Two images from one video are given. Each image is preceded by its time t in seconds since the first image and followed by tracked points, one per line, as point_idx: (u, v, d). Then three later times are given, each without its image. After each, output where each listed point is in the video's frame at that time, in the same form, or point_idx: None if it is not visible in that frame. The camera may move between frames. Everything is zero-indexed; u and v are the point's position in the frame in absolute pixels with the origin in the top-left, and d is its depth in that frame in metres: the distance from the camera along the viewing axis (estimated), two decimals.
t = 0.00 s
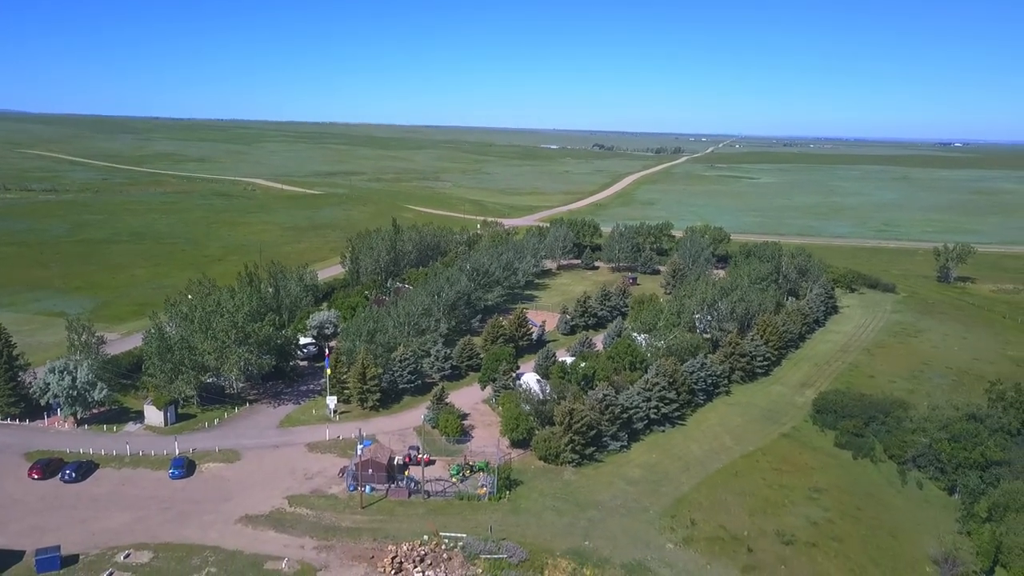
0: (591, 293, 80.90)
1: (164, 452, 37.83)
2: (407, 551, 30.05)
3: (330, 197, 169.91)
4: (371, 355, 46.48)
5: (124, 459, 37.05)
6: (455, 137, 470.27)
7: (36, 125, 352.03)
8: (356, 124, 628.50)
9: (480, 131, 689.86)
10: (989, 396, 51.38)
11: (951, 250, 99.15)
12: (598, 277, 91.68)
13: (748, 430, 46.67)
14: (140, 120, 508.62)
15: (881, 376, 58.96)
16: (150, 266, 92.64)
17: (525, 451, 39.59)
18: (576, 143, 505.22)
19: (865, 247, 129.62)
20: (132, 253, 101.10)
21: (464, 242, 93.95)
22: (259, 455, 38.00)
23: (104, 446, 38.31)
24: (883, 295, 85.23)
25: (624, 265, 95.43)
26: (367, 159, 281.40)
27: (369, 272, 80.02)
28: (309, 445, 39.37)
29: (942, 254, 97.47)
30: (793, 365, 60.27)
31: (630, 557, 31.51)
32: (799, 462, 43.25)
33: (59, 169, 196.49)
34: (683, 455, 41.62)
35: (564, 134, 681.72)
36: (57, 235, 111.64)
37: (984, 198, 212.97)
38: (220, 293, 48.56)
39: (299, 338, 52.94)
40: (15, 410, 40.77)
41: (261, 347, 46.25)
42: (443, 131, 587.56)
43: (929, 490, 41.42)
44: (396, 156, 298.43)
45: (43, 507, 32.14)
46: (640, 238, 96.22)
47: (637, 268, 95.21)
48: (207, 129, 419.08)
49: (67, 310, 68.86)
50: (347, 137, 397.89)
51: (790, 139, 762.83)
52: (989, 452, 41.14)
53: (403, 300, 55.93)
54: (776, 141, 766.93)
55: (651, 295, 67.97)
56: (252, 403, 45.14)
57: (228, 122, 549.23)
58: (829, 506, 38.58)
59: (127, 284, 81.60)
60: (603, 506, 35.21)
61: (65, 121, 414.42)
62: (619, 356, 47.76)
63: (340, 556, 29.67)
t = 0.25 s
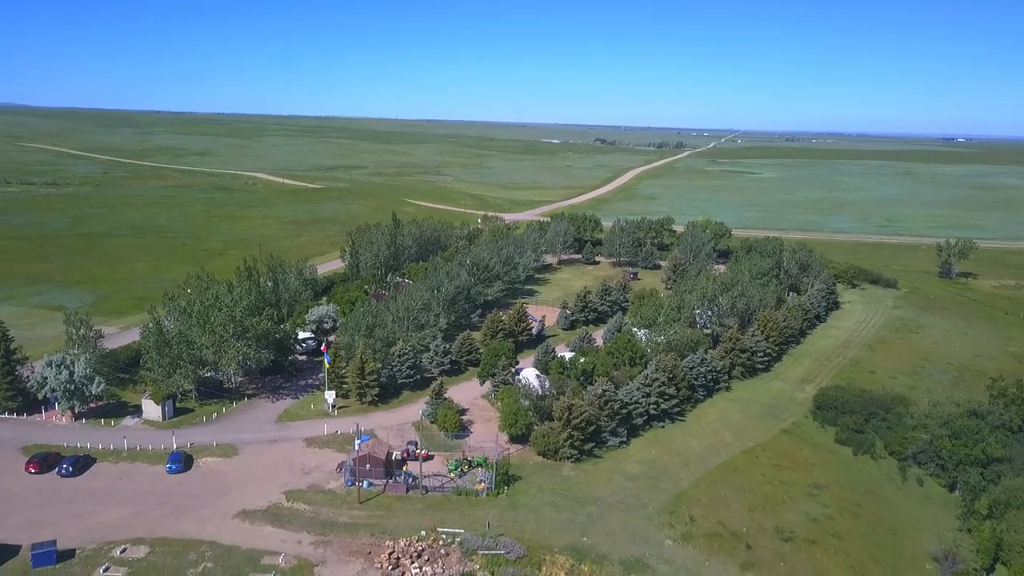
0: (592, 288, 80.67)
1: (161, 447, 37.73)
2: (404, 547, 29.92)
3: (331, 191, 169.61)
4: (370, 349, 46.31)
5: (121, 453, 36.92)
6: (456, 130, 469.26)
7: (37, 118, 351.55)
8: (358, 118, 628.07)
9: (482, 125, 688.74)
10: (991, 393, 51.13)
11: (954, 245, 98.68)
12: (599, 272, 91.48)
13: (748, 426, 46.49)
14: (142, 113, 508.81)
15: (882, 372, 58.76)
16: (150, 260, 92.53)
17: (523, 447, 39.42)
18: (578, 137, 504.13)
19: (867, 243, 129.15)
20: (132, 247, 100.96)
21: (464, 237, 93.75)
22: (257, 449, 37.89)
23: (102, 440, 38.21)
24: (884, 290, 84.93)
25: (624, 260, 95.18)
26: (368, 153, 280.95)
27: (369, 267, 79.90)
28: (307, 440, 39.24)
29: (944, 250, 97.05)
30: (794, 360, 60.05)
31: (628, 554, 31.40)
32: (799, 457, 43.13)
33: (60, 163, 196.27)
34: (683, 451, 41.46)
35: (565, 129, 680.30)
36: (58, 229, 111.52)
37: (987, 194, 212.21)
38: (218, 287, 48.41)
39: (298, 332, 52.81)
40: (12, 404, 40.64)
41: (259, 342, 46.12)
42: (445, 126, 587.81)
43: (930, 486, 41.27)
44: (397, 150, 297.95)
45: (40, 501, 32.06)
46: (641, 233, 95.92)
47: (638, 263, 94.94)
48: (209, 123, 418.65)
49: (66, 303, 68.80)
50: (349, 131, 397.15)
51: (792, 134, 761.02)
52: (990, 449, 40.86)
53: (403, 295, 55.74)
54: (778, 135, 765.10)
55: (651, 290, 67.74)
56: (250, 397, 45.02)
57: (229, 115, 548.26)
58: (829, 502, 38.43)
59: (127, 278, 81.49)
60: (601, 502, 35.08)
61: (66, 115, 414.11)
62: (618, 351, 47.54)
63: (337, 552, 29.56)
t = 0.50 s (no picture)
0: (596, 283, 80.32)
1: (163, 441, 37.66)
2: (406, 543, 29.78)
3: (336, 185, 169.43)
4: (373, 344, 46.11)
5: (123, 447, 36.87)
6: (461, 124, 468.45)
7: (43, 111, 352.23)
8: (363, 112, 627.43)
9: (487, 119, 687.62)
10: (999, 389, 50.58)
11: (961, 241, 97.90)
12: (603, 267, 91.12)
13: (753, 422, 46.16)
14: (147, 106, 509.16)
15: (888, 369, 58.32)
16: (154, 254, 92.53)
17: (526, 443, 39.17)
18: (583, 132, 502.63)
19: (873, 239, 128.35)
20: (137, 240, 100.98)
21: (468, 231, 93.50)
22: (259, 444, 37.78)
23: (104, 434, 38.17)
24: (890, 286, 84.34)
25: (629, 255, 94.77)
26: (373, 147, 280.71)
27: (373, 261, 79.71)
28: (309, 434, 39.09)
29: (951, 246, 96.29)
30: (799, 357, 59.66)
31: (631, 551, 31.20)
32: (803, 455, 42.61)
33: (66, 156, 196.53)
34: (687, 447, 41.16)
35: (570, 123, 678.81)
36: (62, 222, 111.68)
37: (994, 189, 210.78)
38: (221, 281, 48.26)
39: (301, 326, 52.65)
40: (15, 397, 40.65)
41: (262, 336, 45.97)
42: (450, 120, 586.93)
43: (936, 485, 40.98)
44: (402, 144, 297.58)
45: (41, 495, 32.04)
46: (647, 227, 95.44)
47: (643, 258, 94.52)
48: (214, 116, 418.94)
49: (70, 297, 68.82)
50: (353, 125, 396.96)
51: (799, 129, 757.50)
52: (997, 447, 39.97)
53: (406, 289, 55.52)
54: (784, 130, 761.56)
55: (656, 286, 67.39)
56: (253, 392, 44.92)
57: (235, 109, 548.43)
58: (833, 500, 38.08)
59: (131, 272, 81.49)
60: (604, 498, 34.87)
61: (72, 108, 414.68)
62: (622, 346, 47.22)
63: (338, 548, 29.44)
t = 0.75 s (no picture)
0: (603, 277, 79.85)
1: (167, 434, 37.49)
2: (411, 539, 29.51)
3: (342, 178, 169.27)
4: (378, 338, 45.80)
5: (128, 440, 36.75)
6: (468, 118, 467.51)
7: (52, 104, 353.31)
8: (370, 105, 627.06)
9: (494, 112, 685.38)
10: (1011, 387, 49.93)
11: (972, 237, 96.86)
12: (610, 262, 90.61)
13: (761, 419, 45.66)
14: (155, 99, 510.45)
15: (897, 365, 57.69)
16: (160, 247, 92.52)
17: (532, 438, 38.81)
18: (591, 125, 500.60)
19: (883, 234, 127.27)
20: (143, 233, 101.04)
21: (475, 225, 93.11)
22: (264, 438, 37.61)
23: (109, 427, 38.03)
24: (900, 282, 83.52)
25: (637, 250, 94.20)
26: (380, 140, 280.44)
27: (379, 255, 79.44)
28: (314, 429, 38.86)
29: (962, 242, 95.27)
30: (808, 353, 59.08)
31: (638, 548, 30.85)
32: (811, 452, 41.96)
33: (73, 148, 196.95)
34: (694, 444, 40.72)
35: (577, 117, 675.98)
36: (69, 215, 111.84)
37: (1005, 185, 208.77)
38: (227, 274, 48.00)
39: (306, 320, 52.41)
40: (20, 390, 40.59)
41: (267, 329, 45.73)
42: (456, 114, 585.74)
43: (947, 483, 40.39)
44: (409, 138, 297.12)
45: (46, 488, 31.93)
46: (654, 222, 94.86)
47: (650, 252, 93.92)
48: (221, 109, 419.09)
49: (76, 289, 68.81)
50: (360, 118, 396.64)
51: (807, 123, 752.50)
52: (1010, 446, 39.53)
53: (412, 284, 55.25)
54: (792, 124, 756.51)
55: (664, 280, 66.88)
56: (258, 385, 44.77)
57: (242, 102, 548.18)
58: (843, 497, 37.57)
59: (137, 264, 81.53)
60: (611, 495, 34.51)
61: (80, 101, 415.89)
62: (630, 342, 46.76)
63: (343, 544, 29.20)
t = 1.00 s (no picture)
0: (611, 272, 79.37)
1: (172, 429, 37.30)
2: (416, 536, 29.21)
3: (349, 171, 169.04)
4: (384, 332, 45.49)
5: (133, 434, 36.60)
6: (475, 112, 466.42)
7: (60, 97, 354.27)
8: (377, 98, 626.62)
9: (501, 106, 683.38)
10: None
11: (983, 233, 95.81)
12: (618, 256, 90.08)
13: (770, 415, 45.15)
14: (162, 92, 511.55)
15: (908, 362, 57.05)
16: (166, 239, 92.46)
17: (539, 435, 38.43)
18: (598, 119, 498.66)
19: (892, 230, 126.20)
20: (150, 226, 101.06)
21: (482, 219, 92.71)
22: (269, 433, 37.40)
23: (114, 421, 37.90)
24: (910, 279, 82.69)
25: (645, 245, 93.62)
26: (387, 133, 280.02)
27: (385, 248, 79.11)
28: (319, 423, 38.62)
29: (973, 238, 94.24)
30: (818, 349, 58.47)
31: (646, 547, 30.48)
32: (821, 450, 41.40)
33: (81, 141, 197.30)
34: (703, 441, 40.26)
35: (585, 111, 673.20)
36: (76, 207, 111.93)
37: (1016, 180, 206.88)
38: (232, 267, 47.74)
39: (312, 314, 52.14)
40: (25, 382, 40.50)
41: (272, 323, 45.48)
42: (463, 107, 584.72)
43: (959, 482, 39.82)
44: (415, 131, 296.65)
45: (50, 482, 31.79)
46: (662, 216, 94.23)
47: (658, 247, 93.28)
48: (228, 102, 419.07)
49: (82, 281, 68.78)
50: (367, 111, 396.23)
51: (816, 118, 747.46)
52: None
53: (419, 278, 54.95)
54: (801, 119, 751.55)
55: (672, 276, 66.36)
56: (263, 379, 44.56)
57: (249, 94, 548.07)
58: (854, 496, 37.06)
59: (144, 257, 81.51)
60: (618, 492, 34.12)
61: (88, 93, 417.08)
62: (638, 338, 46.29)
63: (348, 540, 28.92)
